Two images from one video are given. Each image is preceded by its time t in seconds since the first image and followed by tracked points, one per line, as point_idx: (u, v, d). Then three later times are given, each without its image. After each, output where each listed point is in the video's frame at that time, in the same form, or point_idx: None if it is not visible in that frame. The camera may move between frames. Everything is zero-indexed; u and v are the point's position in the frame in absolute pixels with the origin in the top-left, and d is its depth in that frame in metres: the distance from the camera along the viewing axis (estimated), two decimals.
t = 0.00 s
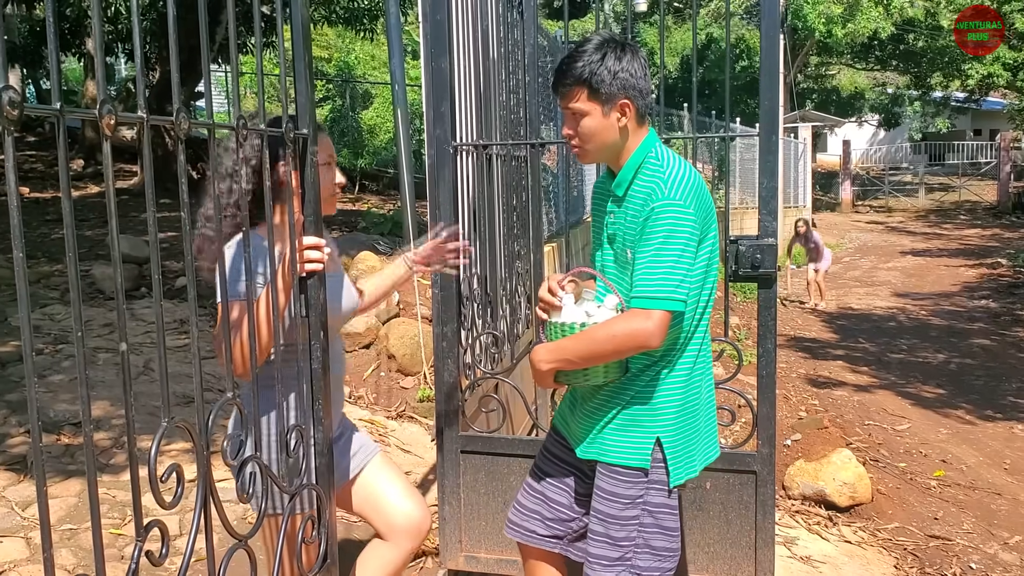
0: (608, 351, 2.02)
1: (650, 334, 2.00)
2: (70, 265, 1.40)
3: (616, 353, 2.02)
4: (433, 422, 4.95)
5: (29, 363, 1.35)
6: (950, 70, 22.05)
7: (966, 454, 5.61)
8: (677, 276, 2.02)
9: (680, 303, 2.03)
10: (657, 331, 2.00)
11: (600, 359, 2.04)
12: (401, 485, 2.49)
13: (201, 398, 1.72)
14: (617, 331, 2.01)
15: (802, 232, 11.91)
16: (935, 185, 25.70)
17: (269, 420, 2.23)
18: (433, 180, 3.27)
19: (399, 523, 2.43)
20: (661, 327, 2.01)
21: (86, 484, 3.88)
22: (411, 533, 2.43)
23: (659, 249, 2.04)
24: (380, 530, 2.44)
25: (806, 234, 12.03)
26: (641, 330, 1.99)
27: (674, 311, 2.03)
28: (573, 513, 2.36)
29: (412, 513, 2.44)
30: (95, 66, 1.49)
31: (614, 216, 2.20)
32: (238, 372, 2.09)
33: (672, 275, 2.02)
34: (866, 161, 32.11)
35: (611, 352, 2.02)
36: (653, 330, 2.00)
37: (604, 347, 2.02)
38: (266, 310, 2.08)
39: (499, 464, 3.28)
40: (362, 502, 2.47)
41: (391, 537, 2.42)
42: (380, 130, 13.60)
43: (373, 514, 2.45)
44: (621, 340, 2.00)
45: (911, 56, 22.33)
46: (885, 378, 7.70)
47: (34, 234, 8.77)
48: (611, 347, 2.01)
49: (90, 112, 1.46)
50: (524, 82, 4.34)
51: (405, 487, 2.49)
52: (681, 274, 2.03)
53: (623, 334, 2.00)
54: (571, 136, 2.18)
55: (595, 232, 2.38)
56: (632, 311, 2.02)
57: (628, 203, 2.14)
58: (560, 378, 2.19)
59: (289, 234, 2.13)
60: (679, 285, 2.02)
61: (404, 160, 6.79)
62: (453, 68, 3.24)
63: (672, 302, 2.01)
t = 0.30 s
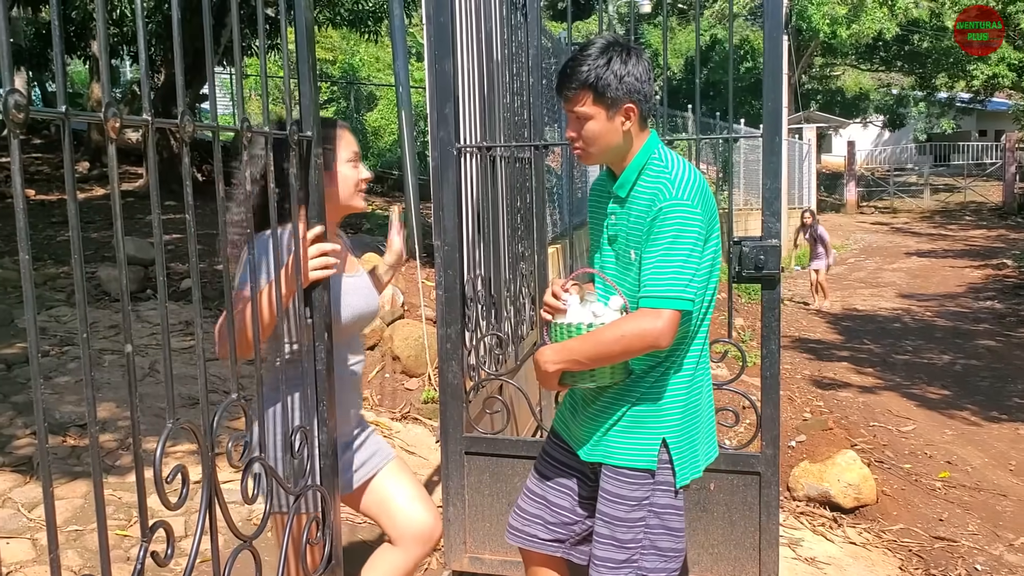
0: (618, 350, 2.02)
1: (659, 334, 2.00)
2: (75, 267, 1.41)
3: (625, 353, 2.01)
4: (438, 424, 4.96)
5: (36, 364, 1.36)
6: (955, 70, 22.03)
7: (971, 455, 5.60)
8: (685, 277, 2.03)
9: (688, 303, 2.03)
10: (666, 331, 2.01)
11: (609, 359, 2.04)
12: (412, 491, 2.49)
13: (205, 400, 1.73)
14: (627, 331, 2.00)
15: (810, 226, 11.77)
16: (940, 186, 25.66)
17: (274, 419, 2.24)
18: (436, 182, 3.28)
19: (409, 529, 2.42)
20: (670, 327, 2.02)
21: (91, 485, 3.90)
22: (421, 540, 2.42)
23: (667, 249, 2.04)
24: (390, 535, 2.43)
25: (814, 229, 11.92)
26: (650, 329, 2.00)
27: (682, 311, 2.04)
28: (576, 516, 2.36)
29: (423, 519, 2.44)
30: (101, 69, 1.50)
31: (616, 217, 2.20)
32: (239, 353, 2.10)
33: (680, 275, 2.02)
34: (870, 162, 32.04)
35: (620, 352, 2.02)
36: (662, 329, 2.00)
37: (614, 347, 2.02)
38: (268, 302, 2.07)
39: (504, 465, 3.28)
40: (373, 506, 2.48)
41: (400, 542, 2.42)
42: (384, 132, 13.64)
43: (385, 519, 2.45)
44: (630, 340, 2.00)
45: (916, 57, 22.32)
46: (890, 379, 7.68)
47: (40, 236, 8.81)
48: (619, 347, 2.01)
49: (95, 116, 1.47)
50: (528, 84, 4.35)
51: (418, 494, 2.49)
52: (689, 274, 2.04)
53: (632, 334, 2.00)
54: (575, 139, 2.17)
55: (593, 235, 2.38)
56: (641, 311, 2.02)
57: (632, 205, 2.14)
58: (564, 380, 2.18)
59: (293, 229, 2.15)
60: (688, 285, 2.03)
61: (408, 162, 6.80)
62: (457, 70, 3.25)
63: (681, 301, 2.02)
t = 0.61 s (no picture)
0: (620, 349, 2.01)
1: (662, 333, 2.00)
2: (81, 267, 1.41)
3: (628, 352, 2.01)
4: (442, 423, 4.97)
5: (42, 364, 1.37)
6: (962, 70, 21.96)
7: (977, 456, 5.58)
8: (688, 276, 2.03)
9: (691, 302, 2.03)
10: (669, 330, 2.01)
11: (612, 358, 2.03)
12: (420, 489, 2.50)
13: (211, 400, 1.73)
14: (630, 330, 2.00)
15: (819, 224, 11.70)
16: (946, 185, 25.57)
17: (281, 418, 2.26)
18: (441, 182, 3.28)
19: (415, 527, 2.43)
20: (672, 326, 2.01)
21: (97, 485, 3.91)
22: (427, 537, 2.43)
23: (670, 249, 2.04)
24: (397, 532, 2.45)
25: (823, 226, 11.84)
26: (653, 328, 1.99)
27: (685, 310, 2.04)
28: (577, 516, 2.36)
29: (429, 517, 2.45)
30: (107, 70, 1.50)
31: (618, 216, 2.20)
32: (246, 352, 2.11)
33: (683, 274, 2.02)
34: (876, 162, 31.94)
35: (622, 351, 2.02)
36: (665, 328, 2.00)
37: (617, 346, 2.01)
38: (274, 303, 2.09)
39: (508, 465, 3.28)
40: (381, 502, 2.50)
41: (406, 539, 2.43)
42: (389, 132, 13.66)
43: (392, 516, 2.47)
44: (633, 339, 2.00)
45: (921, 56, 22.24)
46: (896, 380, 7.66)
47: (47, 236, 8.84)
48: (622, 346, 2.01)
49: (101, 117, 1.47)
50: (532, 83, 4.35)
51: (425, 493, 2.49)
52: (692, 273, 2.03)
53: (634, 333, 2.00)
54: (578, 139, 2.17)
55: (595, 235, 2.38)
56: (643, 310, 2.02)
57: (634, 204, 2.14)
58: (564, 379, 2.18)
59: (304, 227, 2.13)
60: (691, 284, 2.03)
61: (413, 161, 6.81)
62: (462, 70, 3.25)
63: (683, 300, 2.01)
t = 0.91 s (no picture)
0: (613, 348, 2.02)
1: (655, 332, 1.99)
2: (84, 267, 1.41)
3: (621, 350, 2.01)
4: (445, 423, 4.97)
5: (45, 364, 1.37)
6: (965, 70, 21.92)
7: (979, 456, 5.58)
8: (684, 275, 2.03)
9: (686, 301, 2.03)
10: (663, 329, 2.00)
11: (604, 356, 2.04)
12: (416, 492, 2.50)
13: (214, 400, 1.73)
14: (624, 328, 2.00)
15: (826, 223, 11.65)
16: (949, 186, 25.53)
17: (285, 419, 2.28)
18: (443, 183, 3.29)
19: (409, 529, 2.43)
20: (666, 325, 2.01)
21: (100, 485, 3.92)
22: (421, 539, 2.43)
23: (665, 248, 2.04)
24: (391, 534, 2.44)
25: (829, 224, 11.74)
26: (646, 327, 1.99)
27: (679, 309, 2.04)
28: (575, 516, 2.36)
29: (423, 519, 2.44)
30: (109, 70, 1.50)
31: (620, 215, 2.21)
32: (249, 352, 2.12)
33: (678, 273, 2.02)
34: (879, 162, 31.91)
35: (616, 350, 2.02)
36: (658, 327, 2.00)
37: (611, 343, 2.02)
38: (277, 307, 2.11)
39: (511, 465, 3.29)
40: (377, 503, 2.50)
41: (401, 542, 2.42)
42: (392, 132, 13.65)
43: (387, 517, 2.47)
44: (626, 338, 2.00)
45: (924, 57, 22.21)
46: (899, 380, 7.65)
47: (50, 236, 8.85)
48: (616, 344, 2.01)
49: (104, 118, 1.48)
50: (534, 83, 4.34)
51: (421, 496, 2.49)
52: (688, 272, 2.03)
53: (629, 331, 2.00)
54: (584, 150, 2.17)
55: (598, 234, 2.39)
56: (637, 309, 2.02)
57: (634, 203, 2.15)
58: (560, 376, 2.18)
59: (307, 228, 2.13)
60: (685, 284, 2.02)
61: (416, 162, 6.80)
62: (463, 70, 3.25)
63: (678, 299, 2.01)
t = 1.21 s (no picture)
0: (610, 348, 2.01)
1: (652, 331, 1.99)
2: (84, 268, 1.41)
3: (618, 351, 2.01)
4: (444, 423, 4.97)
5: (44, 364, 1.37)
6: (965, 70, 21.92)
7: (980, 456, 5.58)
8: (683, 274, 2.03)
9: (684, 301, 2.03)
10: (660, 329, 2.00)
11: (601, 357, 2.03)
12: (405, 494, 2.47)
13: (213, 400, 1.73)
14: (621, 328, 2.00)
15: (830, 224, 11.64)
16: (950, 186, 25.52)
17: (284, 419, 2.28)
18: (443, 183, 3.29)
19: (394, 533, 2.40)
20: (664, 324, 2.01)
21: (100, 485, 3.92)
22: (406, 544, 2.40)
23: (664, 248, 2.04)
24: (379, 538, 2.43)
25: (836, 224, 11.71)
26: (643, 327, 1.99)
27: (677, 309, 2.03)
28: (573, 515, 2.36)
29: (409, 524, 2.41)
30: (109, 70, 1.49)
31: (620, 215, 2.21)
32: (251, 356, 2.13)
33: (677, 273, 2.02)
34: (879, 163, 31.90)
35: (614, 350, 2.01)
36: (655, 327, 2.00)
37: (607, 343, 2.01)
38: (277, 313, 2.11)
39: (511, 464, 3.29)
40: (368, 503, 2.49)
41: (387, 546, 2.41)
42: (392, 132, 13.64)
43: (375, 519, 2.45)
44: (623, 338, 2.00)
45: (924, 57, 22.22)
46: (899, 380, 7.65)
47: (50, 236, 8.85)
48: (613, 344, 2.01)
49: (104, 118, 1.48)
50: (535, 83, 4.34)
51: (409, 499, 2.46)
52: (687, 272, 2.03)
53: (627, 331, 1.99)
54: (594, 159, 2.16)
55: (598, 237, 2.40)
56: (634, 309, 2.02)
57: (634, 203, 2.15)
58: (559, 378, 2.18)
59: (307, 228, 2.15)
60: (684, 283, 2.02)
61: (416, 162, 6.80)
62: (464, 70, 3.25)
63: (676, 299, 2.01)
